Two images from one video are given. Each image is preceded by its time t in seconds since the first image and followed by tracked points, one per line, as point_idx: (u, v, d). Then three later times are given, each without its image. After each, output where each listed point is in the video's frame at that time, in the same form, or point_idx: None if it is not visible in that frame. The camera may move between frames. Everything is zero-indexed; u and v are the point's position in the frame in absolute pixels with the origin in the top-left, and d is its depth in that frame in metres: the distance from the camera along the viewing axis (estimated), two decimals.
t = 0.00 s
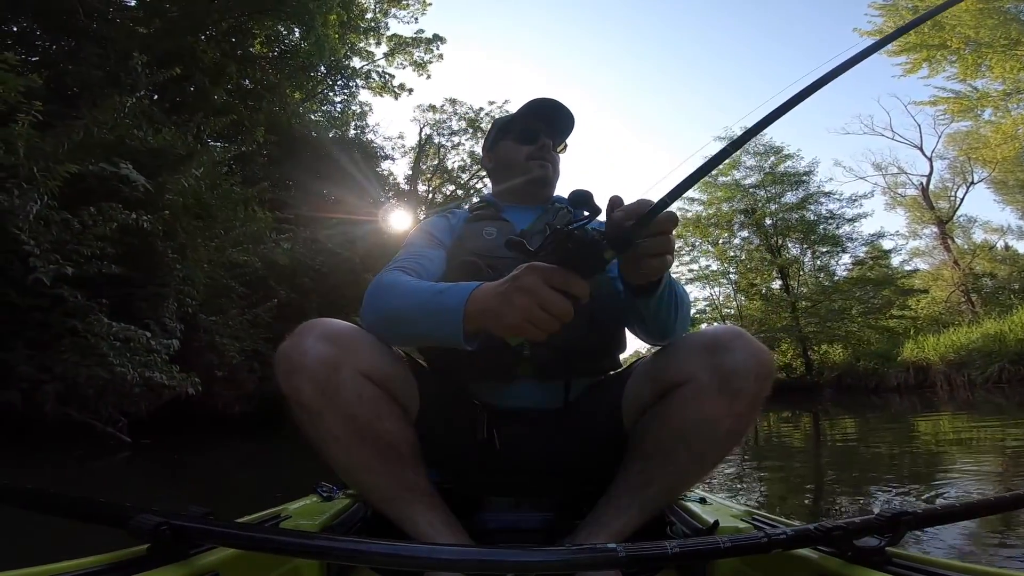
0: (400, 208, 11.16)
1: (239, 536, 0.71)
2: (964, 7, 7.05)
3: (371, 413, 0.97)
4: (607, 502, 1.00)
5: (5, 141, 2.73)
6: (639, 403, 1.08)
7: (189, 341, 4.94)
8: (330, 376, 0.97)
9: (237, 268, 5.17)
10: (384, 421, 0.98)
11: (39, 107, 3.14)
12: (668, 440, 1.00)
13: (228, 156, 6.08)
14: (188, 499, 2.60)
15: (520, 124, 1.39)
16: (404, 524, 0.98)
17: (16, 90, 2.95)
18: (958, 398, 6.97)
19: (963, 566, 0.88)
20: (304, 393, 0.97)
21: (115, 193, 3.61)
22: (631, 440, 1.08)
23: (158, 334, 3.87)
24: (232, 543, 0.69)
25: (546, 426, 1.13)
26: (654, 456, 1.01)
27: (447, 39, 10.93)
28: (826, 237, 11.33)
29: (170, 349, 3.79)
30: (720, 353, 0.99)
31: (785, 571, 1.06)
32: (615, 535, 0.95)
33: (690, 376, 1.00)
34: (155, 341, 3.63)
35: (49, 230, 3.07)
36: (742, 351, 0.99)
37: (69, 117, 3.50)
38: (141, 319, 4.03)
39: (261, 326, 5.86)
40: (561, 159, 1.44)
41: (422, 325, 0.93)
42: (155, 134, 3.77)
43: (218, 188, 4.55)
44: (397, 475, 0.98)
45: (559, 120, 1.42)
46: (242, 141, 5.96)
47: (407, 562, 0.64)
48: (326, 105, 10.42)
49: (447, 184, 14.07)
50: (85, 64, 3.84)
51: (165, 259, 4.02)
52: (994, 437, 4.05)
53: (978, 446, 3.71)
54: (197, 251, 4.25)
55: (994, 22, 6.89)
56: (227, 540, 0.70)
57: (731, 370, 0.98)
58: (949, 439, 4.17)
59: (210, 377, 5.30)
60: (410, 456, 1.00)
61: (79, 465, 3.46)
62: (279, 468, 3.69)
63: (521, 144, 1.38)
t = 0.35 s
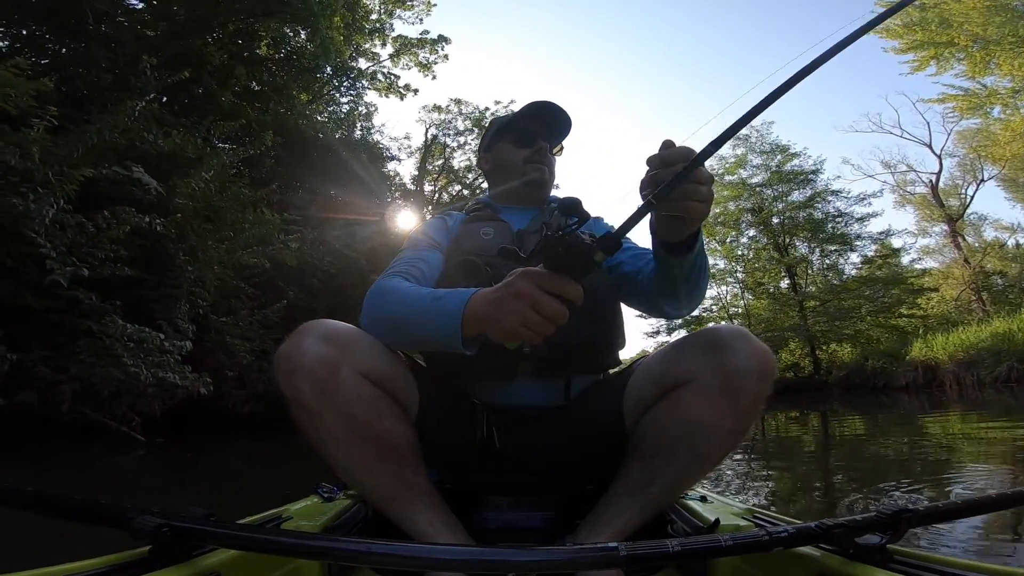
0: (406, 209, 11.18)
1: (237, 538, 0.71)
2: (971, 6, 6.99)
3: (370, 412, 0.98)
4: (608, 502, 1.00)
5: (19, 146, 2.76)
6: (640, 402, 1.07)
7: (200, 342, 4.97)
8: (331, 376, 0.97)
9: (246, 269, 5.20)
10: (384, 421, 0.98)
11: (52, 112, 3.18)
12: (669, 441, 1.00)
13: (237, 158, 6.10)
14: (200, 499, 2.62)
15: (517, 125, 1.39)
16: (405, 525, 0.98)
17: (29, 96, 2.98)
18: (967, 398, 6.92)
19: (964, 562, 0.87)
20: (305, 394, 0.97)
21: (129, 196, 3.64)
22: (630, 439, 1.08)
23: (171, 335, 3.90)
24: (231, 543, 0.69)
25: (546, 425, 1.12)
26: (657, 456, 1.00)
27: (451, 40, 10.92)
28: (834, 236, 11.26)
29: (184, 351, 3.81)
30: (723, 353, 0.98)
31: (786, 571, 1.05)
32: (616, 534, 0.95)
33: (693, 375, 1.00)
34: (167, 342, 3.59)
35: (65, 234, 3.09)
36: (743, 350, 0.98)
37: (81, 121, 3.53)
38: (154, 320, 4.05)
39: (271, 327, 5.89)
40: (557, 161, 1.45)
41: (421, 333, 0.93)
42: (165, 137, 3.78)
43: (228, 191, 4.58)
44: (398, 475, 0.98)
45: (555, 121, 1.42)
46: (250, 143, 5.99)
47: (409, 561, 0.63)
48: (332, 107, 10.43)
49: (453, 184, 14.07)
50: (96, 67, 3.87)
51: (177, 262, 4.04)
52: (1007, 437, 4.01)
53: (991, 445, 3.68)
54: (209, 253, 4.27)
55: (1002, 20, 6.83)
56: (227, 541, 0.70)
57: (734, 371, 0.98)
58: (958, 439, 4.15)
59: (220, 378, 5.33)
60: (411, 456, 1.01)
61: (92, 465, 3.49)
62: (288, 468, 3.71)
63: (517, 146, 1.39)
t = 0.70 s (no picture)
0: (413, 209, 11.20)
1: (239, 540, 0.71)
2: (980, 5, 6.95)
3: (370, 411, 0.97)
4: (609, 502, 1.00)
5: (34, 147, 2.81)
6: (640, 401, 1.07)
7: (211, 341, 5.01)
8: (331, 376, 0.97)
9: (256, 269, 5.24)
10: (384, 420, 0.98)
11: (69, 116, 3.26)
12: (670, 440, 0.99)
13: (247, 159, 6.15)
14: (210, 496, 2.65)
15: (513, 125, 1.40)
16: (405, 524, 0.98)
17: (45, 98, 3.03)
18: (976, 399, 6.88)
19: (968, 559, 0.87)
20: (305, 394, 0.97)
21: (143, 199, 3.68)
22: (631, 438, 1.08)
23: (183, 335, 3.93)
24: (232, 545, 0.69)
25: (547, 425, 1.12)
26: (657, 455, 1.00)
27: (459, 40, 10.94)
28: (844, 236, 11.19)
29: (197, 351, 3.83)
30: (722, 352, 0.98)
31: (789, 571, 1.05)
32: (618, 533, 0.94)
33: (693, 374, 0.99)
34: (180, 340, 3.58)
35: (82, 235, 3.17)
36: (743, 349, 0.98)
37: (96, 123, 3.59)
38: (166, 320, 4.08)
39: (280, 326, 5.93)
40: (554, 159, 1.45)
41: (421, 322, 0.94)
42: (177, 140, 3.83)
43: (239, 192, 4.63)
44: (398, 474, 0.98)
45: (550, 121, 1.43)
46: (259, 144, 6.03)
47: (409, 562, 0.62)
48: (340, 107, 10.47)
49: (461, 184, 14.07)
50: (109, 70, 3.92)
51: (189, 262, 4.07)
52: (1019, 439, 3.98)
53: (1002, 447, 3.65)
54: (219, 254, 4.32)
55: (1011, 19, 6.79)
56: (229, 544, 0.69)
57: (733, 370, 0.97)
58: (967, 440, 4.12)
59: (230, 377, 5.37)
60: (411, 456, 1.01)
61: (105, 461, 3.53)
62: (296, 466, 3.73)
63: (514, 146, 1.39)
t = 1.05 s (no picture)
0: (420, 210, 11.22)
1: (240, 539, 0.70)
2: (989, 5, 6.92)
3: (371, 409, 0.96)
4: (609, 501, 0.98)
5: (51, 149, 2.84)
6: (640, 402, 1.06)
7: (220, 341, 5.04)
8: (333, 375, 0.95)
9: (264, 269, 5.27)
10: (386, 420, 0.96)
11: (85, 118, 3.31)
12: (671, 441, 0.98)
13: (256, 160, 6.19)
14: (220, 494, 2.66)
15: (510, 127, 1.41)
16: (405, 523, 0.97)
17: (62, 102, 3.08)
18: (985, 402, 6.82)
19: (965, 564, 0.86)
20: (307, 393, 0.96)
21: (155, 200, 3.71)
22: (631, 440, 1.07)
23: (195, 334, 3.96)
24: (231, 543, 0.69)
25: (547, 425, 1.12)
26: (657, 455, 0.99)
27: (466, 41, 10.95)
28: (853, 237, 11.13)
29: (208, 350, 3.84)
30: (722, 352, 0.98)
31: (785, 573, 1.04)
32: (619, 534, 0.93)
33: (694, 375, 0.99)
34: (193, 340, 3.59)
35: (98, 236, 3.21)
36: (742, 350, 0.98)
37: (110, 125, 3.63)
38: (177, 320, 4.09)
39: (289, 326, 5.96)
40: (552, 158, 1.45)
41: (428, 319, 0.95)
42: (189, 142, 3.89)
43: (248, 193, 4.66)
44: (399, 473, 0.97)
45: (546, 121, 1.43)
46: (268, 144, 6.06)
47: (413, 561, 0.63)
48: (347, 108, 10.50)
49: (467, 184, 14.08)
50: (121, 71, 3.96)
51: (202, 263, 4.09)
52: None
53: (1011, 450, 3.63)
54: (229, 254, 4.35)
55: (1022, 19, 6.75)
56: (226, 542, 0.69)
57: (733, 370, 0.97)
58: (977, 443, 4.08)
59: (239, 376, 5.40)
60: (412, 455, 0.99)
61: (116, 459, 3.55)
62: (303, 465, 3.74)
63: (510, 147, 1.40)
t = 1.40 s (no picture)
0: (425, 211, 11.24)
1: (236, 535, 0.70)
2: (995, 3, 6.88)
3: (370, 409, 0.95)
4: (608, 501, 0.97)
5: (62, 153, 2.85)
6: (640, 402, 1.06)
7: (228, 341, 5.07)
8: (332, 375, 0.95)
9: (272, 271, 5.30)
10: (385, 419, 0.96)
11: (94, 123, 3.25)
12: (671, 441, 0.96)
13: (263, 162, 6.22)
14: (230, 494, 2.66)
15: (510, 125, 1.41)
16: (403, 524, 0.96)
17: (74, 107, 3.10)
18: (992, 401, 6.80)
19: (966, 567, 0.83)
20: (305, 392, 0.95)
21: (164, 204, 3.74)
22: (631, 440, 1.06)
23: (205, 335, 3.98)
24: (229, 539, 0.68)
25: (546, 425, 1.11)
26: (657, 454, 0.97)
27: (470, 41, 10.96)
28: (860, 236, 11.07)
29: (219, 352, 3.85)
30: (722, 353, 0.97)
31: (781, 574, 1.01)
32: (617, 533, 0.92)
33: (694, 376, 0.98)
34: (203, 341, 3.61)
35: (109, 239, 3.23)
36: (743, 351, 0.97)
37: (119, 129, 3.66)
38: (187, 320, 4.09)
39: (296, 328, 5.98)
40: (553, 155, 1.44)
41: (427, 323, 0.95)
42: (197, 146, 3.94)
43: (255, 196, 4.69)
44: (398, 473, 0.96)
45: (546, 118, 1.43)
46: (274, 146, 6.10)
47: (408, 561, 0.62)
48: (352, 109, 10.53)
49: (473, 185, 14.10)
50: (130, 75, 3.99)
51: (210, 265, 4.10)
52: None
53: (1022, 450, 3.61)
54: (237, 256, 4.37)
55: None
56: (217, 538, 0.68)
57: (733, 371, 0.96)
58: (986, 442, 4.06)
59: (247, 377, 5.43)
60: (411, 454, 0.99)
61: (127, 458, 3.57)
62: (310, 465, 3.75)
63: (510, 144, 1.40)
